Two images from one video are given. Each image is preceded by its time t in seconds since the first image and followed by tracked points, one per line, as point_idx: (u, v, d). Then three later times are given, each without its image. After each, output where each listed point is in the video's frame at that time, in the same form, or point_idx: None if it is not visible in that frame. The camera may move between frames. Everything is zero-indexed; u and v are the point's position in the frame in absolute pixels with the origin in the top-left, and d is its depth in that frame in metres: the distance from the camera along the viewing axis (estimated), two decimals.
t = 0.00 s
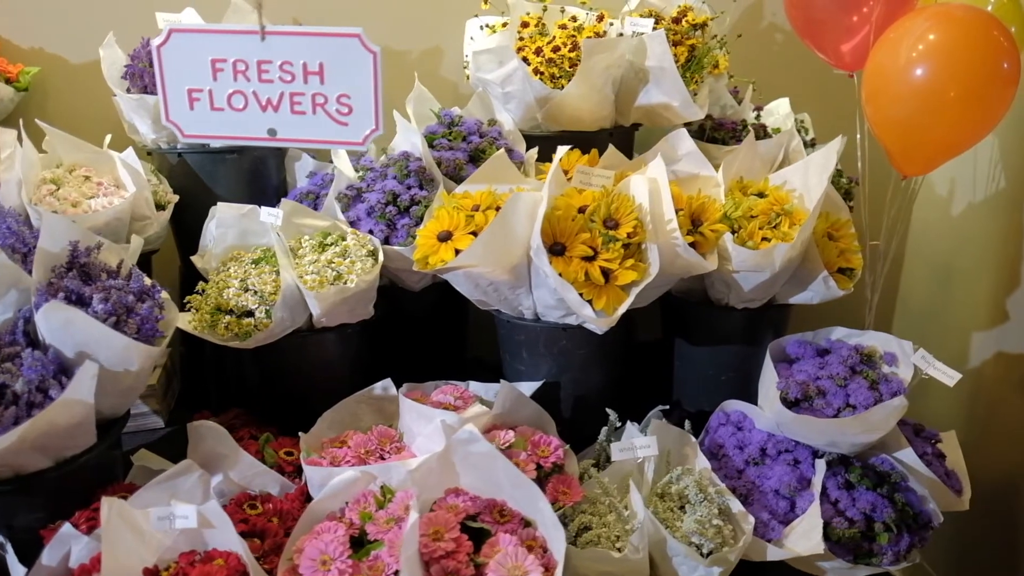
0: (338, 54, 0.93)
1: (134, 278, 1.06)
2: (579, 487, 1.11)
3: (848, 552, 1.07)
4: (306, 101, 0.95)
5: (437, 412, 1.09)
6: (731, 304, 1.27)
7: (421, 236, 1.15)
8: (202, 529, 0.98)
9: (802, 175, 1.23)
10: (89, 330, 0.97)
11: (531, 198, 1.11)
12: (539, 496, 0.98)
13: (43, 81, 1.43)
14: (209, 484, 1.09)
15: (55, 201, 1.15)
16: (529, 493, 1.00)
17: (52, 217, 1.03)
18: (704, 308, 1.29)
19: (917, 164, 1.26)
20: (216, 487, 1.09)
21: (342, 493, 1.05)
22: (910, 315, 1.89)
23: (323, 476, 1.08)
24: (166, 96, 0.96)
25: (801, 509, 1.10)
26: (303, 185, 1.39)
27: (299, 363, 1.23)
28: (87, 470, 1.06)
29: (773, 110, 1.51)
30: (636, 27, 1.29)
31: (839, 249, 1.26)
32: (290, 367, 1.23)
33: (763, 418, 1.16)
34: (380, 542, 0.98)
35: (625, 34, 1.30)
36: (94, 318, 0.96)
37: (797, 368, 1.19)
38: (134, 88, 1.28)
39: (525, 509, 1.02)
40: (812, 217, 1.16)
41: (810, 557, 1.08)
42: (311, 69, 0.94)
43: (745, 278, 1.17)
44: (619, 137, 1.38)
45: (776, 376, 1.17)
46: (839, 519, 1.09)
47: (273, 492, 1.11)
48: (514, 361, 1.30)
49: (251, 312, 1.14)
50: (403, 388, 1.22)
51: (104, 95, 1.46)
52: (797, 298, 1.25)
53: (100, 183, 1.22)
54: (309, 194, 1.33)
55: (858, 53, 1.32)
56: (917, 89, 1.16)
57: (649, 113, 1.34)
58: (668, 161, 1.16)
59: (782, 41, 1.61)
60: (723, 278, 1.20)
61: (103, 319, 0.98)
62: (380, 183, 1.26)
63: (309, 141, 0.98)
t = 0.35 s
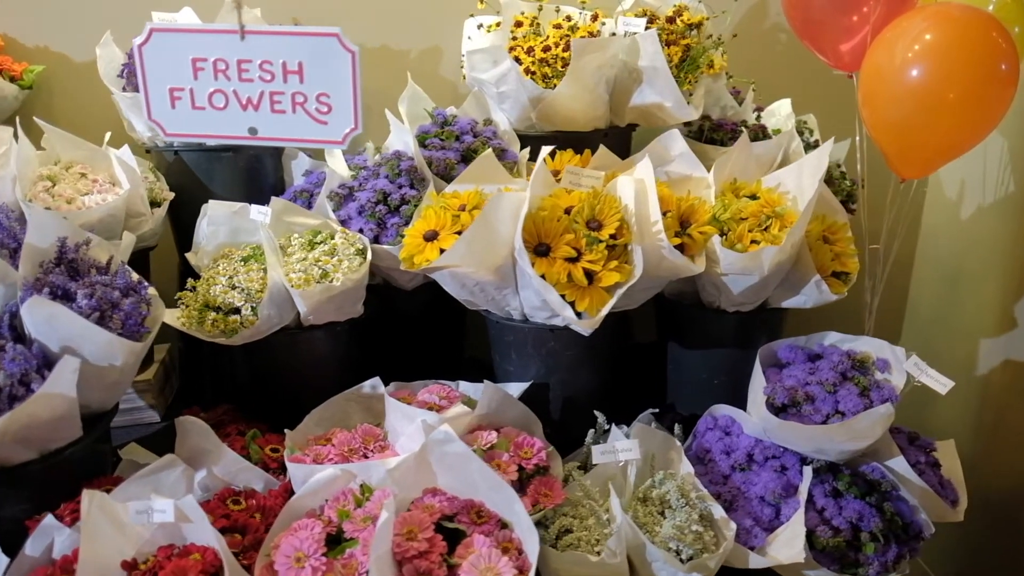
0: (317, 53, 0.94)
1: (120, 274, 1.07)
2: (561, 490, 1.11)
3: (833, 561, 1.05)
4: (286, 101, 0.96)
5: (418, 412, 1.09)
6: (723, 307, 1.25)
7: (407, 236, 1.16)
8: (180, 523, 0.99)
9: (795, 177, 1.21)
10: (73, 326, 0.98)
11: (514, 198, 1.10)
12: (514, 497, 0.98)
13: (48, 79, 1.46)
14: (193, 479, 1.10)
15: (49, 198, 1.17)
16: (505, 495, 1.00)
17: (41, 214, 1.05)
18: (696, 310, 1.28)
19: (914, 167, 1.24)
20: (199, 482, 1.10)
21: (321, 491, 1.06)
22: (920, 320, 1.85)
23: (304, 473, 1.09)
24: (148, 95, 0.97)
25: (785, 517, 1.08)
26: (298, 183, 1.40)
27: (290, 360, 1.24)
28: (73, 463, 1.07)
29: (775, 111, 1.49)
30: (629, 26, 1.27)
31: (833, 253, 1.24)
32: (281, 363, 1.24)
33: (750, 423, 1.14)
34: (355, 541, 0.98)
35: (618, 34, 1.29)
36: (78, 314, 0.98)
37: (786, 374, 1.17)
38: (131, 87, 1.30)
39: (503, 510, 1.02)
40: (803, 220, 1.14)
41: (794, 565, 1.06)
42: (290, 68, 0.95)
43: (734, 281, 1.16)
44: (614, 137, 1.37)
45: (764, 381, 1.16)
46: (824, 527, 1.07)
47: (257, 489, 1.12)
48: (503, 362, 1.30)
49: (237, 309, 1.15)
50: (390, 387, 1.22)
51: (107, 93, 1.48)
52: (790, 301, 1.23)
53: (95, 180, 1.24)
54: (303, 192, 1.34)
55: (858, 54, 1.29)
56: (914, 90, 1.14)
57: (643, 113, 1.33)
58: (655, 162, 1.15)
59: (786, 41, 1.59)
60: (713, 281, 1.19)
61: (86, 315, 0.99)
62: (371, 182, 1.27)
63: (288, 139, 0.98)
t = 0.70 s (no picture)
0: (304, 50, 0.97)
1: (117, 266, 1.09)
2: (548, 488, 1.10)
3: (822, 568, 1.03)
4: (273, 96, 0.99)
5: (405, 407, 1.10)
6: (720, 309, 1.23)
7: (401, 233, 1.16)
8: (167, 512, 1.01)
9: (796, 177, 1.19)
10: (68, 317, 1.00)
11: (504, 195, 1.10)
12: (494, 495, 0.98)
13: (62, 74, 1.50)
14: (185, 468, 1.12)
15: (54, 191, 1.20)
16: (485, 492, 1.00)
17: (41, 206, 1.07)
18: (693, 311, 1.26)
19: (920, 169, 1.21)
20: (191, 472, 1.12)
21: (308, 483, 1.07)
22: (937, 325, 1.80)
23: (293, 466, 1.10)
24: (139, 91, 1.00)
25: (774, 522, 1.06)
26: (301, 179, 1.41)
27: (287, 354, 1.25)
28: (71, 450, 1.09)
29: (783, 110, 1.46)
30: (627, 23, 1.25)
31: (834, 255, 1.21)
32: (278, 357, 1.26)
33: (743, 427, 1.12)
34: (336, 534, 0.99)
35: (618, 31, 1.27)
36: (73, 305, 1.00)
37: (781, 377, 1.15)
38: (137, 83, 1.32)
39: (486, 508, 1.02)
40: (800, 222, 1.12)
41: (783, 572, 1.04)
42: (278, 64, 0.98)
43: (729, 283, 1.14)
44: (615, 135, 1.36)
45: (757, 384, 1.14)
46: (813, 534, 1.05)
47: (249, 480, 1.14)
48: (499, 359, 1.30)
49: (232, 302, 1.17)
50: (384, 383, 1.23)
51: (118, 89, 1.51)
52: (789, 304, 1.21)
53: (99, 174, 1.26)
54: (303, 187, 1.35)
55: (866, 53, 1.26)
56: (917, 90, 1.12)
57: (644, 112, 1.31)
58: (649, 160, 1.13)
59: (798, 39, 1.56)
60: (707, 282, 1.17)
61: (81, 305, 1.02)
62: (369, 178, 1.27)
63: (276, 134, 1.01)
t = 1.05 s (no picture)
0: (294, 46, 1.08)
1: (119, 254, 1.11)
2: (537, 486, 1.10)
3: None
4: (266, 90, 1.11)
5: (396, 401, 1.10)
6: (721, 310, 1.21)
7: (399, 227, 1.16)
8: (158, 495, 1.03)
9: (800, 178, 1.17)
10: (68, 303, 1.03)
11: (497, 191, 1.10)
12: (476, 491, 0.97)
13: (82, 66, 1.54)
14: (181, 454, 1.14)
15: (65, 182, 1.23)
16: (468, 487, 0.99)
17: (47, 195, 1.10)
18: (694, 312, 1.24)
19: (930, 170, 1.18)
20: (188, 458, 1.14)
21: (298, 473, 1.08)
22: (960, 332, 1.73)
23: (285, 455, 1.11)
24: (139, 83, 1.14)
25: (764, 528, 1.04)
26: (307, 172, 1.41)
27: (288, 344, 1.27)
28: (73, 432, 1.12)
29: (797, 109, 1.43)
30: (631, 20, 1.25)
31: (840, 258, 1.18)
32: (279, 347, 1.27)
33: (737, 430, 1.11)
34: (321, 523, 1.00)
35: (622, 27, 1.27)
36: (73, 292, 1.03)
37: (779, 382, 1.13)
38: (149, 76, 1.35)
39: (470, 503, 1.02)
40: (801, 223, 1.10)
41: None
42: (270, 59, 1.09)
43: (727, 284, 1.12)
44: (620, 132, 1.34)
45: (753, 388, 1.12)
46: (804, 541, 1.03)
47: (244, 467, 1.15)
48: (497, 356, 1.29)
49: (231, 293, 1.19)
50: (380, 376, 1.24)
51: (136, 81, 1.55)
52: (790, 307, 1.18)
53: (110, 164, 1.30)
54: (310, 179, 1.35)
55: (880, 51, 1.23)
56: (925, 89, 1.09)
57: (649, 109, 1.30)
58: (647, 158, 1.12)
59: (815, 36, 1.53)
60: (705, 282, 1.16)
61: (80, 292, 1.04)
62: (372, 172, 1.28)
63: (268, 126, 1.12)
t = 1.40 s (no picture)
0: (291, 42, 1.15)
1: (124, 244, 1.14)
2: (529, 483, 1.09)
3: None
4: (266, 83, 1.18)
5: (389, 394, 1.11)
6: (722, 312, 1.20)
7: (400, 222, 1.16)
8: (154, 480, 1.05)
9: (805, 179, 1.15)
10: (72, 291, 1.06)
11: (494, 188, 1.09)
12: (462, 486, 0.98)
13: (103, 59, 1.57)
14: (181, 441, 1.16)
15: (78, 172, 1.26)
16: (456, 483, 1.00)
17: (56, 185, 1.13)
18: (694, 313, 1.23)
19: (939, 173, 1.15)
20: (187, 445, 1.16)
21: (291, 463, 1.09)
22: (978, 341, 1.68)
23: (280, 445, 1.12)
24: (143, 77, 1.21)
25: (756, 534, 1.03)
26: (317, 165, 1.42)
27: (291, 337, 1.28)
28: (77, 417, 1.15)
29: (810, 110, 1.41)
30: (638, 17, 1.24)
31: (845, 261, 1.16)
32: (282, 340, 1.28)
33: (733, 434, 1.09)
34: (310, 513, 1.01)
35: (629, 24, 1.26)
36: (77, 280, 1.05)
37: (777, 386, 1.11)
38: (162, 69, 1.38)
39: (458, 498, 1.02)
40: (802, 224, 1.08)
41: None
42: (270, 53, 1.16)
43: (726, 285, 1.11)
44: (627, 131, 1.33)
45: (751, 391, 1.10)
46: (796, 548, 1.01)
47: (242, 456, 1.17)
48: (496, 352, 1.29)
49: (234, 284, 1.21)
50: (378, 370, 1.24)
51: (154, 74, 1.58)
52: (792, 310, 1.16)
53: (122, 155, 1.32)
54: (319, 174, 1.35)
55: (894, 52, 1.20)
56: (935, 90, 1.06)
57: (656, 107, 1.29)
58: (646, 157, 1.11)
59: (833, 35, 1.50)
60: (705, 283, 1.15)
61: (84, 281, 1.07)
62: (376, 167, 1.29)
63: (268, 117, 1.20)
